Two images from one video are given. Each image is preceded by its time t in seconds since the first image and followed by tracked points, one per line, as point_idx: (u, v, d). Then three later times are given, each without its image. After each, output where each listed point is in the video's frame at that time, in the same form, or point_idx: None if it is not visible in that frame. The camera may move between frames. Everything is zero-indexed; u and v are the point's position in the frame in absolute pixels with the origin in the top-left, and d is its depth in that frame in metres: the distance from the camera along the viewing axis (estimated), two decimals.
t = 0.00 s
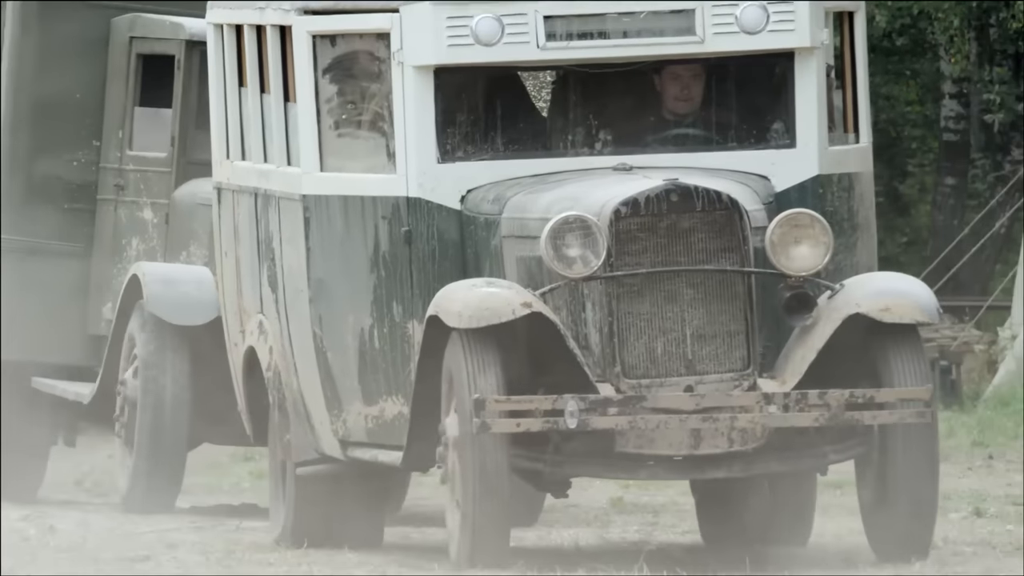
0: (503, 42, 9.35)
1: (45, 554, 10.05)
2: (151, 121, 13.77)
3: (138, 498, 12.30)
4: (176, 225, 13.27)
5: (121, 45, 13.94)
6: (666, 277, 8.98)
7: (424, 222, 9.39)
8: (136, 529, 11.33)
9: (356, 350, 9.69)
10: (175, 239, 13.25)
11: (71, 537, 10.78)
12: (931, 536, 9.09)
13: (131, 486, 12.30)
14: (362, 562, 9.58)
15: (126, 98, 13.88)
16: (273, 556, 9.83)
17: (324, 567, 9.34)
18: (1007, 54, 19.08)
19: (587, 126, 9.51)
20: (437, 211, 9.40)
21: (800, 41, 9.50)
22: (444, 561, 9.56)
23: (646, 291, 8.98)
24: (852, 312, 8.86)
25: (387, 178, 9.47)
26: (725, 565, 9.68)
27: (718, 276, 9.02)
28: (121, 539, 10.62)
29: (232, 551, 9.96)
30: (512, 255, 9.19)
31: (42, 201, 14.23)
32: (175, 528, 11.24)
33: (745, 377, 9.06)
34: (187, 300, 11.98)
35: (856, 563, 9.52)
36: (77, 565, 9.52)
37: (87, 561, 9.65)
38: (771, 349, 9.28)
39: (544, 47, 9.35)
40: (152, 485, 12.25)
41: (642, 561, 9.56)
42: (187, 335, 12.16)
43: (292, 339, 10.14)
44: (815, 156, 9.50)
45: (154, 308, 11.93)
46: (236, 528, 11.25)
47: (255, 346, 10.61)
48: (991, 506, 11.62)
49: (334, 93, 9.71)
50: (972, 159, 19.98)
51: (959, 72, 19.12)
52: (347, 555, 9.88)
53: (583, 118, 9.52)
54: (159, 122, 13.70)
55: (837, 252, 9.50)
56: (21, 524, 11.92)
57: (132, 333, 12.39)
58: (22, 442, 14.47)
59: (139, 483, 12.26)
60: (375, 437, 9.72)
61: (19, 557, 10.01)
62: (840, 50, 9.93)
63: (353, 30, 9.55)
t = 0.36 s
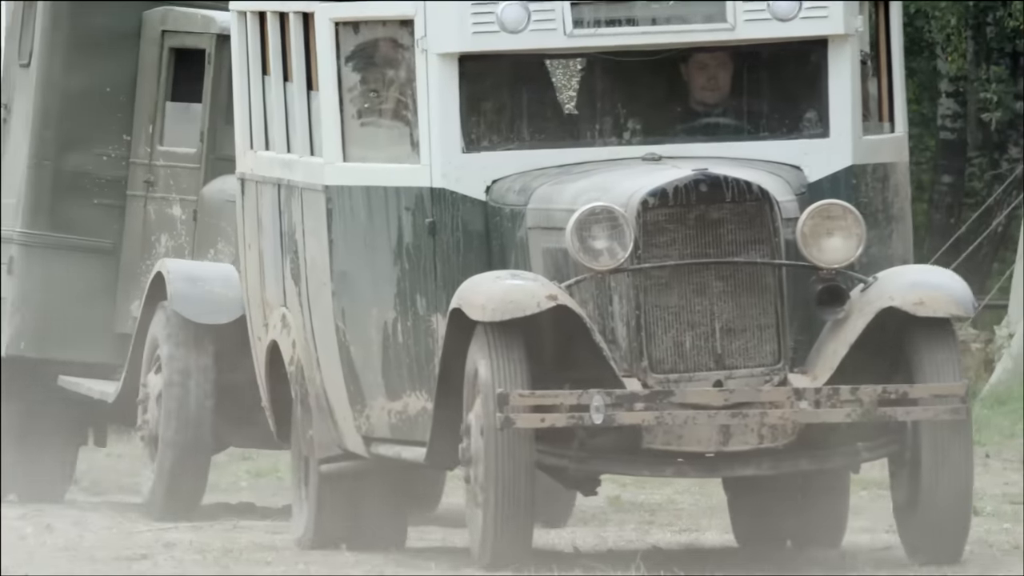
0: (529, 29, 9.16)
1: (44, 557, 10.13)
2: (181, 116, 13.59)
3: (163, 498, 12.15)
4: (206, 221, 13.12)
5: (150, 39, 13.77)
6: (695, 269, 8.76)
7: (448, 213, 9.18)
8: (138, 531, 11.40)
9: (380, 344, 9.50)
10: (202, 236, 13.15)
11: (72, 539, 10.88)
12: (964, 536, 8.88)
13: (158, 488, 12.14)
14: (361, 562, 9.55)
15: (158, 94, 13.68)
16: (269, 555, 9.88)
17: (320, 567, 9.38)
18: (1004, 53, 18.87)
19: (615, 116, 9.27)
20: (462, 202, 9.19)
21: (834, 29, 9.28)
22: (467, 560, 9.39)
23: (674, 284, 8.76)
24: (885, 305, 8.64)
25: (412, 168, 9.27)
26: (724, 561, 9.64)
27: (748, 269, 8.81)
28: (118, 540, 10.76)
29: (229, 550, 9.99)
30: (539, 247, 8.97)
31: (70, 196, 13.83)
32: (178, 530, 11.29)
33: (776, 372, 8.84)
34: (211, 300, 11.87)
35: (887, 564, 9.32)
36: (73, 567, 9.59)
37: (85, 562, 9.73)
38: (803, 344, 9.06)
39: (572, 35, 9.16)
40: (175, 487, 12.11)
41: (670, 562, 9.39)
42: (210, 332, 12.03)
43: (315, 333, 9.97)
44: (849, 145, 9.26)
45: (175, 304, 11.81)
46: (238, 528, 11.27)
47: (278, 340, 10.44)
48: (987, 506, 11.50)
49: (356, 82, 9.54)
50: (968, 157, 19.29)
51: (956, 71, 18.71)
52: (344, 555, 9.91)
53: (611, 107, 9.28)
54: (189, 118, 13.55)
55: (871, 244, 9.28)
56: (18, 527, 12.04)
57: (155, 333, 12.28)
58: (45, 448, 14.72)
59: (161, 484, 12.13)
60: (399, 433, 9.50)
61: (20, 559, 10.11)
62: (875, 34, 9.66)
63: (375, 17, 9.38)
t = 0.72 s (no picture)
0: (554, 26, 8.93)
1: (46, 556, 10.28)
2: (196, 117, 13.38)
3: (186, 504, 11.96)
4: (225, 224, 12.97)
5: (164, 39, 13.56)
6: (727, 272, 8.53)
7: (472, 215, 8.96)
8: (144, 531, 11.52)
9: (404, 350, 9.26)
10: (222, 237, 13.01)
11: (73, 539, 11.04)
12: (1004, 546, 8.62)
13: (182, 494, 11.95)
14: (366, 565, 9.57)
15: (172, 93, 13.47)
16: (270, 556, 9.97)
17: (320, 567, 9.45)
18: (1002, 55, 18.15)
19: (645, 114, 9.02)
20: (487, 204, 8.96)
21: (868, 24, 9.03)
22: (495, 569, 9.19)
23: (706, 287, 8.53)
24: (922, 309, 8.41)
25: (435, 169, 9.05)
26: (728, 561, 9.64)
27: (782, 271, 8.57)
28: (118, 541, 10.91)
29: (229, 551, 10.08)
30: (565, 249, 8.74)
31: (88, 201, 13.59)
32: (179, 531, 11.38)
33: (810, 378, 8.59)
34: (231, 304, 11.67)
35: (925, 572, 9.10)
36: (74, 567, 9.75)
37: (85, 562, 9.89)
38: (838, 349, 8.81)
39: (598, 32, 8.93)
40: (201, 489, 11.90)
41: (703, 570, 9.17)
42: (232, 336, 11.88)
43: (338, 339, 9.72)
44: (884, 142, 9.04)
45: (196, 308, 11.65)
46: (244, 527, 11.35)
47: (300, 346, 10.20)
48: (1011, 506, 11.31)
49: (378, 81, 9.31)
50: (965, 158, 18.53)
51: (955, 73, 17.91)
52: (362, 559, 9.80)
53: (640, 106, 9.02)
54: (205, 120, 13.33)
55: (907, 246, 9.03)
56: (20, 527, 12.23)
57: (176, 336, 12.09)
58: (69, 452, 14.51)
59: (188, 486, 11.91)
60: (424, 441, 9.25)
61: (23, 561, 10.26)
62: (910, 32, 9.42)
63: (397, 15, 9.17)
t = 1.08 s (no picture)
0: (582, 16, 8.69)
1: (45, 556, 10.67)
2: (224, 111, 13.14)
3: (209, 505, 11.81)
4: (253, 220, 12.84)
5: (193, 31, 13.30)
6: (760, 267, 8.30)
7: (500, 211, 8.74)
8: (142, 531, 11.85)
9: (430, 350, 9.02)
10: (250, 233, 12.87)
11: (72, 539, 11.39)
12: None
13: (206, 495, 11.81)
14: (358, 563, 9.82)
15: (200, 86, 13.23)
16: (266, 556, 10.36)
17: (317, 567, 9.68)
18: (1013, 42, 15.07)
19: (676, 106, 8.80)
20: (514, 199, 8.74)
21: (906, 11, 8.77)
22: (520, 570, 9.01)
23: (738, 283, 8.30)
24: (961, 305, 8.13)
25: (460, 164, 8.84)
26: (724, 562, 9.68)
27: (816, 266, 8.33)
28: (115, 541, 11.33)
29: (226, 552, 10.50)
30: (595, 244, 8.53)
31: (115, 196, 13.42)
32: (182, 531, 11.61)
33: (846, 376, 8.35)
34: (257, 300, 11.56)
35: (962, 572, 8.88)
36: (71, 566, 10.14)
37: (82, 562, 10.27)
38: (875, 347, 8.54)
39: (627, 22, 8.67)
40: (224, 490, 11.76)
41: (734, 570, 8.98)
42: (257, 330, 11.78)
43: (363, 339, 9.50)
44: (921, 136, 8.77)
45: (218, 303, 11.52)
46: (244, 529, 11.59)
47: (326, 346, 9.99)
48: None
49: (403, 74, 9.09)
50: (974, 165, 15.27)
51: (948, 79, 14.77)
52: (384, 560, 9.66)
53: (671, 97, 8.81)
54: (233, 113, 13.09)
55: (946, 240, 8.84)
56: (19, 525, 12.66)
57: (201, 336, 11.96)
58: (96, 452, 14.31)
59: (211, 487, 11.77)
60: (451, 444, 9.01)
61: (23, 560, 10.63)
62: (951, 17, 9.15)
63: (425, 7, 8.95)
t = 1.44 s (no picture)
0: (608, 5, 8.45)
1: (42, 558, 11.06)
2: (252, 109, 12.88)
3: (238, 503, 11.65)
4: (282, 220, 12.46)
5: (222, 28, 13.10)
6: (795, 260, 8.04)
7: (526, 207, 8.50)
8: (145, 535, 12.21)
9: (456, 350, 8.78)
10: (279, 232, 12.49)
11: (69, 541, 11.89)
12: None
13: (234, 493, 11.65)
14: (351, 561, 10.05)
15: (229, 85, 13.04)
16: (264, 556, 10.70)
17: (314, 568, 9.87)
18: None
19: (705, 96, 8.54)
20: (541, 194, 8.50)
21: None
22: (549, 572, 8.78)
23: (772, 277, 8.05)
24: (1002, 297, 7.85)
25: (484, 159, 8.60)
26: (716, 566, 9.86)
27: (852, 259, 8.07)
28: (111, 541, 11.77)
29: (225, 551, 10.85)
30: (623, 239, 8.28)
31: (142, 196, 13.27)
32: (206, 539, 11.46)
33: (884, 372, 8.09)
34: (283, 301, 11.53)
35: None
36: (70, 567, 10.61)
37: (81, 562, 10.73)
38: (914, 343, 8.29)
39: (654, 10, 8.42)
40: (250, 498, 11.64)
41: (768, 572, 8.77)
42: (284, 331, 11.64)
43: (387, 340, 9.26)
44: (960, 124, 8.51)
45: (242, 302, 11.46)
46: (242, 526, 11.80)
47: (350, 350, 9.75)
48: None
49: (424, 68, 8.88)
50: None
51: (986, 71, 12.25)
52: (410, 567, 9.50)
53: (700, 87, 8.54)
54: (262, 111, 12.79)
55: (987, 232, 8.47)
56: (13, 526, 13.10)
57: (228, 337, 11.83)
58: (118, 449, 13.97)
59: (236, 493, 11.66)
60: (478, 447, 8.76)
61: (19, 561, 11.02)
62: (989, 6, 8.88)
63: None
